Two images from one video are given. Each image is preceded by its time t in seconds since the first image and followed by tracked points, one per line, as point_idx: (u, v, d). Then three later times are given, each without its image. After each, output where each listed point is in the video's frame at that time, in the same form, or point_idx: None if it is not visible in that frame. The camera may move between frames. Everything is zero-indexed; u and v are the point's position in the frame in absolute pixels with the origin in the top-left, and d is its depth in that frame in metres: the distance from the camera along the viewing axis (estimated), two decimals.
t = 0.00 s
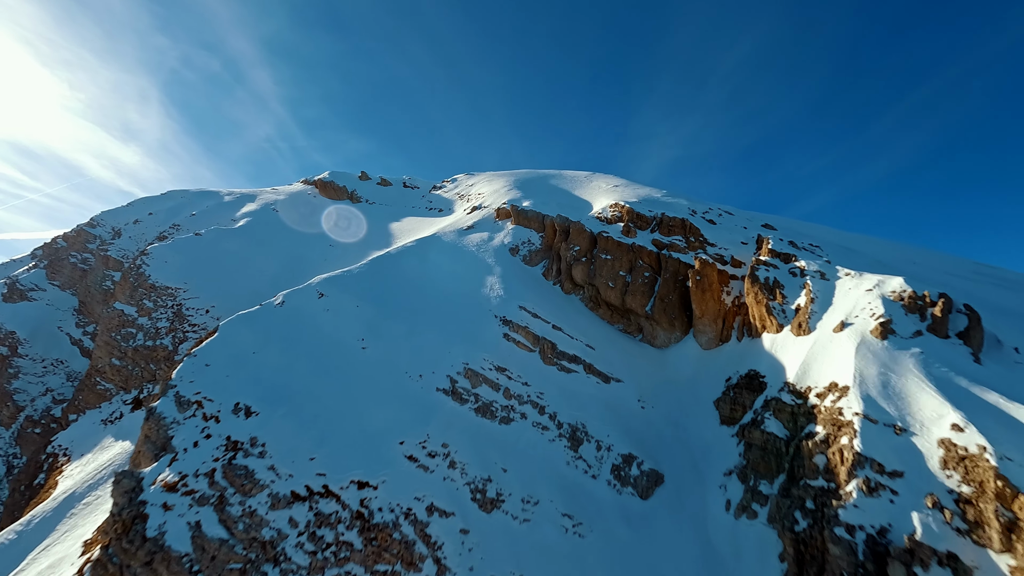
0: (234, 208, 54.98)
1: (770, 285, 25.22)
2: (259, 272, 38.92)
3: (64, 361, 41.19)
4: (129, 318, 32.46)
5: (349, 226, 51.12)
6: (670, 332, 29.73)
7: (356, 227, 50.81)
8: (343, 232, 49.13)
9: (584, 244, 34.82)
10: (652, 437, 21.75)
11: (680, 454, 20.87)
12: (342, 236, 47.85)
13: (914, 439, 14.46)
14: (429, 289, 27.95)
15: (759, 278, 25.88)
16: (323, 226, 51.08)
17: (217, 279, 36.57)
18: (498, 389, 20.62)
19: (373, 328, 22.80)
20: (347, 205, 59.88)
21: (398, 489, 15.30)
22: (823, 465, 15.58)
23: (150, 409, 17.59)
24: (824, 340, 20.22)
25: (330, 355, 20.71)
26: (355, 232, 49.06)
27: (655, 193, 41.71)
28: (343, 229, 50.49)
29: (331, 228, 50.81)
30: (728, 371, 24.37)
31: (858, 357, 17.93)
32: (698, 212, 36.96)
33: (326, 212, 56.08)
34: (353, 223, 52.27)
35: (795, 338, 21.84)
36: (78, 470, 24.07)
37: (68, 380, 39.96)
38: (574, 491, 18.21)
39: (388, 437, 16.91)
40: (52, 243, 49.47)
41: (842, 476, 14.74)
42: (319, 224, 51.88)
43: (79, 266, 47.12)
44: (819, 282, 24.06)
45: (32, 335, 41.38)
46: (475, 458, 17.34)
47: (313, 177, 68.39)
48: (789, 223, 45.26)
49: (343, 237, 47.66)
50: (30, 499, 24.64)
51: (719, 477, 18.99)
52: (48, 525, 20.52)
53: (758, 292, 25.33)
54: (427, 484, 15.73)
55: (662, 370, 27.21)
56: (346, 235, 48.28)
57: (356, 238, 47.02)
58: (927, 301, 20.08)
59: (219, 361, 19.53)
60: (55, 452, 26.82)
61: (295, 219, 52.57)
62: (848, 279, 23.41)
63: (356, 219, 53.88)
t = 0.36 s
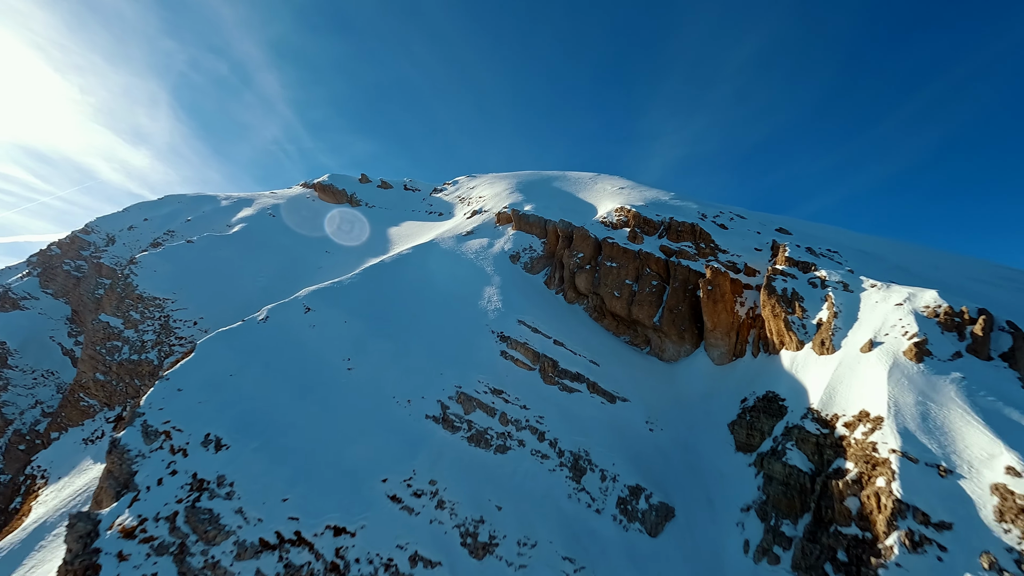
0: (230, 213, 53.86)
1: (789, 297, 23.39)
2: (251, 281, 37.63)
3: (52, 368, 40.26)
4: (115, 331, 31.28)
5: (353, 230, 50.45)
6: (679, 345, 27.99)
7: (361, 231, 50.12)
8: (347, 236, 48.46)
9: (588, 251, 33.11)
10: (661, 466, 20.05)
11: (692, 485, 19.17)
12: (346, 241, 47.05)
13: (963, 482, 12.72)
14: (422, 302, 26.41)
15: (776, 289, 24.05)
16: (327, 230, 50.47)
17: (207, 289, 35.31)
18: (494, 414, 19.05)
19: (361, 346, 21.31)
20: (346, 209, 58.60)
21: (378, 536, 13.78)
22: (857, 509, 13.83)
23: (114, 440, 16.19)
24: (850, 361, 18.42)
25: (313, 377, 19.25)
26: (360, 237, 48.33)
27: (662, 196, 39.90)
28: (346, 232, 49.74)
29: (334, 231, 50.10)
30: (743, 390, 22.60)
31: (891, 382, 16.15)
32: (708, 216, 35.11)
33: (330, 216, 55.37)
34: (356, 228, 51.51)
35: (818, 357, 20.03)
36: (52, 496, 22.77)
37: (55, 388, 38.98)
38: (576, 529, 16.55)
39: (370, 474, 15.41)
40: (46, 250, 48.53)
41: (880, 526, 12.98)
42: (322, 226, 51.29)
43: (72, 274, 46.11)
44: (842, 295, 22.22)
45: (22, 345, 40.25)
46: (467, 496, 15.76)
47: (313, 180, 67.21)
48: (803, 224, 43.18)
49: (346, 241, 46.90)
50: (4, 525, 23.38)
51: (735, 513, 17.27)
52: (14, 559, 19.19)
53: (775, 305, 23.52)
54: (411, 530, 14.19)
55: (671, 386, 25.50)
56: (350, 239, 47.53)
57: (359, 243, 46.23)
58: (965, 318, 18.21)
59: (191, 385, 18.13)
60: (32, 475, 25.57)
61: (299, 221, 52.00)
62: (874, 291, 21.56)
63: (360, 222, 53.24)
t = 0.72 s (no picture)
0: (225, 217, 52.73)
1: (810, 311, 21.57)
2: (243, 290, 36.39)
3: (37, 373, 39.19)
4: (99, 344, 30.10)
5: (354, 234, 49.42)
6: (689, 360, 26.30)
7: (363, 235, 49.16)
8: (348, 241, 47.40)
9: (592, 258, 31.43)
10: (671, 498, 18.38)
11: (706, 521, 17.49)
12: (348, 246, 45.93)
13: None
14: (415, 314, 24.89)
15: (795, 302, 22.24)
16: (329, 235, 49.59)
17: (196, 299, 34.12)
18: (489, 443, 17.52)
19: (347, 366, 19.85)
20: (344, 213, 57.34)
21: None
22: (898, 567, 12.14)
23: (72, 476, 14.82)
24: (882, 386, 16.64)
25: (293, 403, 17.83)
26: (362, 241, 47.22)
27: (670, 199, 38.13)
28: (347, 238, 48.57)
29: (336, 236, 49.14)
30: (760, 413, 20.86)
31: (932, 415, 14.38)
32: (719, 220, 33.31)
33: (331, 221, 54.26)
34: (358, 232, 50.30)
35: (844, 380, 18.26)
36: (24, 525, 21.51)
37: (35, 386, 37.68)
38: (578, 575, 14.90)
39: (349, 517, 13.96)
40: (39, 258, 47.41)
41: None
42: (324, 231, 50.32)
43: (66, 281, 44.91)
44: (868, 309, 20.43)
45: (12, 356, 39.02)
46: (456, 541, 14.20)
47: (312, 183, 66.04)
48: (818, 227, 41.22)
49: (348, 247, 45.76)
50: None
51: (755, 556, 15.57)
52: None
53: (794, 319, 21.74)
54: None
55: (682, 405, 23.81)
56: (351, 244, 46.48)
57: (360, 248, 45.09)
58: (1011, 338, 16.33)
59: (161, 413, 16.76)
60: (7, 498, 24.35)
61: (301, 226, 51.14)
62: (905, 305, 19.71)
63: (361, 227, 52.15)
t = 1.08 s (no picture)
0: (220, 223, 51.60)
1: (833, 327, 19.80)
2: (234, 300, 35.10)
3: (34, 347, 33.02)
4: (82, 359, 28.90)
5: (355, 238, 48.24)
6: (700, 377, 24.58)
7: (363, 240, 48.01)
8: (349, 245, 46.37)
9: (596, 266, 29.79)
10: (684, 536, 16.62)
11: (722, 563, 15.72)
12: (349, 251, 44.73)
13: None
14: (406, 329, 23.37)
15: (817, 317, 20.48)
16: (329, 239, 48.55)
17: (185, 310, 32.85)
18: (482, 478, 15.97)
19: (329, 390, 18.36)
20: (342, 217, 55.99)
21: None
22: None
23: (20, 520, 13.43)
24: (921, 417, 14.87)
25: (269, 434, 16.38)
26: (364, 246, 46.17)
27: (678, 203, 36.36)
28: (348, 242, 47.52)
29: (336, 241, 48.09)
30: (780, 439, 19.11)
31: (982, 455, 12.64)
32: (731, 225, 31.52)
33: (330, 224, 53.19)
34: (358, 236, 49.17)
35: (874, 408, 16.51)
36: None
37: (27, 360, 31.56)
38: None
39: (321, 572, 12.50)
40: (31, 266, 45.81)
41: None
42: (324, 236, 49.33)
43: (58, 289, 43.17)
44: (898, 327, 18.60)
45: None
46: None
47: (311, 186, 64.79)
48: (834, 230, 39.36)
49: (348, 251, 44.69)
50: None
51: None
52: None
53: (816, 336, 19.98)
54: None
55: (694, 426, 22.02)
56: (352, 248, 45.32)
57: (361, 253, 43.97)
58: None
59: (124, 446, 15.38)
60: None
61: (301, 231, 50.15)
62: (940, 322, 17.91)
63: (362, 231, 50.97)
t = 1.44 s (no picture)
0: (214, 228, 50.46)
1: (860, 347, 18.04)
2: (222, 310, 33.73)
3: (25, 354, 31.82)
4: (62, 375, 27.61)
5: (357, 238, 48.24)
6: (712, 396, 22.84)
7: (365, 239, 47.97)
8: (353, 245, 46.65)
9: (600, 275, 28.17)
10: None
11: None
12: (351, 250, 44.76)
13: None
14: (396, 347, 21.81)
15: (842, 335, 18.69)
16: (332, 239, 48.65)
17: (170, 321, 31.50)
18: (474, 521, 14.47)
19: (309, 420, 16.89)
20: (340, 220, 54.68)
21: None
22: None
23: None
24: (967, 456, 13.13)
25: (239, 471, 14.93)
26: (366, 245, 46.56)
27: (687, 207, 34.58)
28: (350, 241, 47.50)
29: (338, 240, 48.09)
30: (803, 472, 17.47)
31: None
32: (743, 230, 29.75)
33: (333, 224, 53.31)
34: (360, 236, 49.08)
35: (912, 443, 14.77)
36: None
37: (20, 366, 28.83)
38: None
39: None
40: (21, 273, 44.04)
41: None
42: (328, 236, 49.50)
43: (49, 297, 41.24)
44: (934, 347, 16.84)
45: None
46: None
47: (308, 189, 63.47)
48: (849, 234, 37.48)
49: (350, 250, 44.65)
50: None
51: None
52: None
53: (841, 357, 18.21)
54: None
55: (706, 451, 20.37)
56: (354, 248, 45.36)
57: (363, 253, 43.98)
58: None
59: (78, 486, 13.96)
60: None
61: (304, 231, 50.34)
62: (981, 343, 16.13)
63: (365, 231, 50.91)
